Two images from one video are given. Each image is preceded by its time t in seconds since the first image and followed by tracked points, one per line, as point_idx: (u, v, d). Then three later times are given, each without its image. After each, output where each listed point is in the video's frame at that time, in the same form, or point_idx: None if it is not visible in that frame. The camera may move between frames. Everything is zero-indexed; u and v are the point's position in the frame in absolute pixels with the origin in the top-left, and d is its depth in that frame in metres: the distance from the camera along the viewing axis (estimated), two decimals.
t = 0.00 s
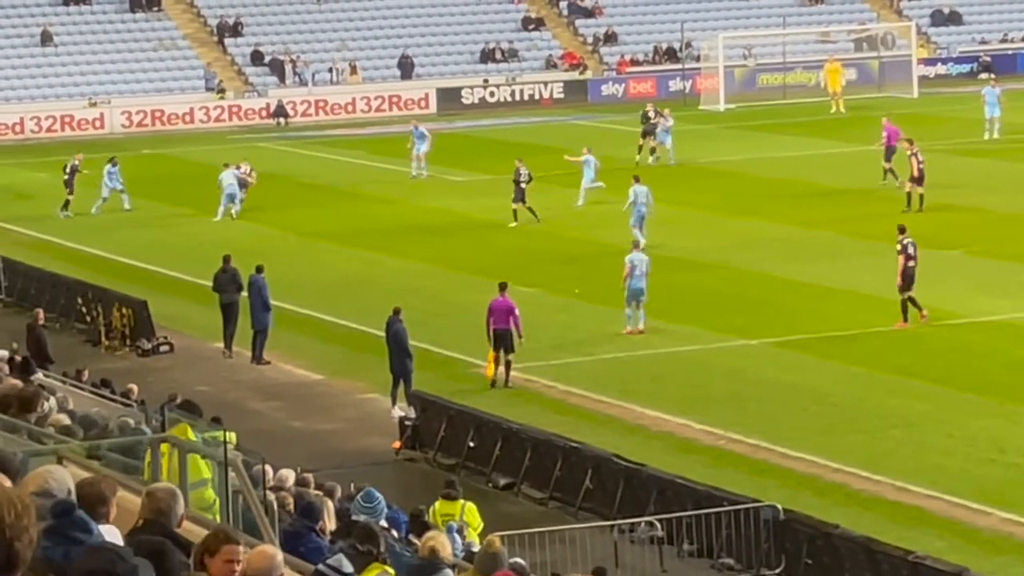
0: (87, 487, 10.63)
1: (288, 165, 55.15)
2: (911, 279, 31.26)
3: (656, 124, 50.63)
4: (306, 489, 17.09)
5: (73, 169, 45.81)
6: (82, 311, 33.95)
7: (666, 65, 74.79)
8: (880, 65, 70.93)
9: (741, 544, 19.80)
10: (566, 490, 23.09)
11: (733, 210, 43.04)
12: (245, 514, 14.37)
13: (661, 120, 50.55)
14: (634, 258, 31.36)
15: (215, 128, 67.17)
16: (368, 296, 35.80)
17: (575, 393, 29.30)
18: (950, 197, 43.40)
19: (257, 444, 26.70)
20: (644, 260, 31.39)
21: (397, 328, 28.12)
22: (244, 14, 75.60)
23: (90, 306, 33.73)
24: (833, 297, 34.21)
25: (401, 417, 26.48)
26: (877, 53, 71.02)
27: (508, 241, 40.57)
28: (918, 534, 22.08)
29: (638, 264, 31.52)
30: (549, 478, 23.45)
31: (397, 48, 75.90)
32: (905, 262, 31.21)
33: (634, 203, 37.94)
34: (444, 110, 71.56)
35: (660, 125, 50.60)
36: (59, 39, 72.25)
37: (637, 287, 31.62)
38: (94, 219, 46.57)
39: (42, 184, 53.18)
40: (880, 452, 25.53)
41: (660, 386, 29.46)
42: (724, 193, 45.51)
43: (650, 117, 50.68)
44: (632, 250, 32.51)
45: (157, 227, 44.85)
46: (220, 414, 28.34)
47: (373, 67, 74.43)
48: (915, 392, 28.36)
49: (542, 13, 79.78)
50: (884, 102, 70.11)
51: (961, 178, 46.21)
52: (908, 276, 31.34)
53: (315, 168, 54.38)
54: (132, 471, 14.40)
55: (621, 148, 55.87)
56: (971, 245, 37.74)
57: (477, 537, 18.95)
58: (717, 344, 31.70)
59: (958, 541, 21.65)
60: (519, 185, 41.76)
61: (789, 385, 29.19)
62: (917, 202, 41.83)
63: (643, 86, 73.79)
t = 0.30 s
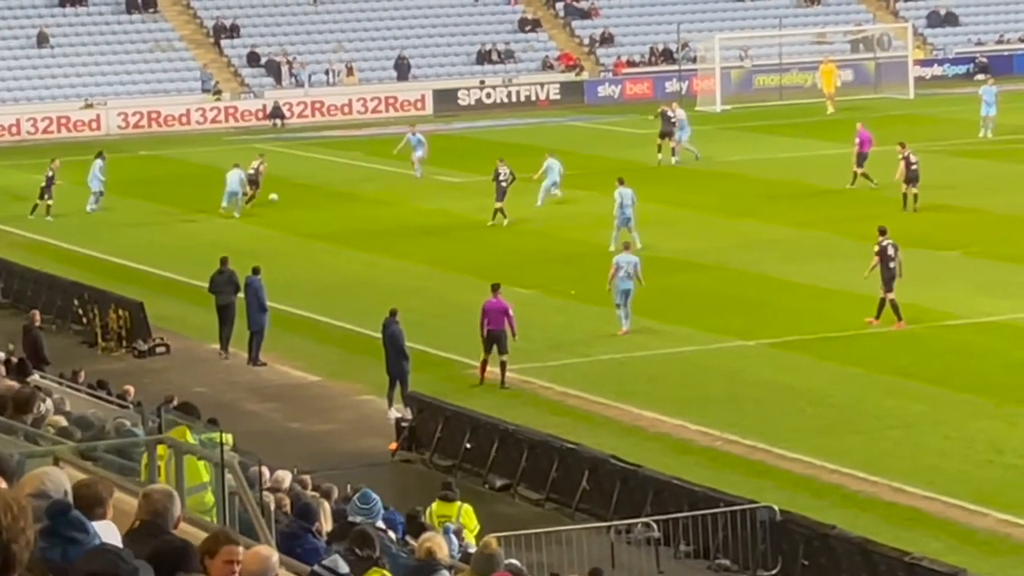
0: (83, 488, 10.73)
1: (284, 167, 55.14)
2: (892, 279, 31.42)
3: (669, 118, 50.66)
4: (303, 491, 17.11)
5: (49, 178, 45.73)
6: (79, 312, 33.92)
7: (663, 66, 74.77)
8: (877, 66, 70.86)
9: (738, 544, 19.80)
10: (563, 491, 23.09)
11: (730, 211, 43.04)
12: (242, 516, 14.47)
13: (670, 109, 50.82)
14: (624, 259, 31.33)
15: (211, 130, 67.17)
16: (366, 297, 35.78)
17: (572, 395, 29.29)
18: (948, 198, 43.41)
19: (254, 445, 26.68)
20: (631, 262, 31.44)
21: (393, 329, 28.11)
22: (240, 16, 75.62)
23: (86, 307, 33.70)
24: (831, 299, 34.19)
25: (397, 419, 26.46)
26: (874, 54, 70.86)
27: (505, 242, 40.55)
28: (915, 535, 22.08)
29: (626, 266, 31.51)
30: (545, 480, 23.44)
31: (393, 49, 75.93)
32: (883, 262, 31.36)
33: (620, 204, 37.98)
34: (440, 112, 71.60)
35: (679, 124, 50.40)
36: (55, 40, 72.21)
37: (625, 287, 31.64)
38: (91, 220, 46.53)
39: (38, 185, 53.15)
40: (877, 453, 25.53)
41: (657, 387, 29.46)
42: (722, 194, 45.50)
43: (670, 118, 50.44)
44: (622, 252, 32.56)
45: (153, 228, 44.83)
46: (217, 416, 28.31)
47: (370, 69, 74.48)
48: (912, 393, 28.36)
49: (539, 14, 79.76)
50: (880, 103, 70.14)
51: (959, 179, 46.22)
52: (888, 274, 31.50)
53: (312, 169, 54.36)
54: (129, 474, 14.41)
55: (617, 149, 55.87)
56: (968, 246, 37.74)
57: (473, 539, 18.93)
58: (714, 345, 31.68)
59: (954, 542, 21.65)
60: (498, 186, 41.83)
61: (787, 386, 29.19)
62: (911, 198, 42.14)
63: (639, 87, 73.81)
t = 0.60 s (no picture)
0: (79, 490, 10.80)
1: (278, 168, 55.10)
2: (871, 278, 31.54)
3: (671, 116, 51.75)
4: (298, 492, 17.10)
5: (37, 176, 45.76)
6: (74, 313, 33.90)
7: (658, 67, 74.74)
8: (871, 67, 70.85)
9: (733, 545, 19.82)
10: (558, 492, 23.09)
11: (724, 211, 43.05)
12: (237, 517, 14.35)
13: (671, 109, 52.06)
14: (615, 259, 31.43)
15: (206, 131, 67.08)
16: (361, 298, 35.78)
17: (566, 396, 29.30)
18: (943, 199, 43.42)
19: (249, 447, 26.67)
20: (623, 263, 31.45)
21: (388, 331, 28.13)
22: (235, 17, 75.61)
23: (81, 308, 33.68)
24: (826, 300, 34.19)
25: (392, 420, 26.47)
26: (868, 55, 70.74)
27: (499, 243, 40.55)
28: (911, 536, 22.10)
29: (617, 266, 31.52)
30: (540, 480, 23.44)
31: (388, 50, 75.90)
32: (863, 261, 31.47)
33: (610, 204, 38.05)
34: (435, 112, 71.59)
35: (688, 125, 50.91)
36: (49, 41, 72.12)
37: (615, 286, 31.69)
38: (86, 222, 46.49)
39: (32, 187, 53.09)
40: (871, 454, 25.55)
41: (652, 388, 29.47)
42: (717, 195, 45.49)
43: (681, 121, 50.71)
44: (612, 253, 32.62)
45: (147, 229, 44.81)
46: (211, 417, 28.30)
47: (365, 70, 74.48)
48: (906, 394, 28.38)
49: (533, 15, 79.76)
50: (875, 104, 70.16)
51: (952, 180, 46.23)
52: (865, 275, 31.63)
53: (307, 171, 54.31)
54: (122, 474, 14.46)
55: (612, 150, 55.87)
56: (962, 247, 37.76)
57: (468, 542, 18.91)
58: (709, 346, 31.69)
59: (950, 543, 21.67)
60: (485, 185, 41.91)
61: (782, 387, 29.21)
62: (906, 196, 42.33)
63: (634, 88, 73.80)
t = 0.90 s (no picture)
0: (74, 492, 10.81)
1: (272, 170, 55.09)
2: (856, 281, 31.58)
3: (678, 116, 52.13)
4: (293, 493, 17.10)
5: (34, 178, 45.88)
6: (68, 315, 33.88)
7: (651, 68, 74.77)
8: (865, 68, 70.89)
9: (727, 547, 19.82)
10: (553, 493, 23.08)
11: (719, 213, 43.04)
12: (232, 519, 14.41)
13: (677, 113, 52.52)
14: (603, 264, 31.42)
15: (200, 132, 67.03)
16: (356, 300, 35.75)
17: (560, 397, 29.30)
18: (938, 201, 43.40)
19: (243, 448, 26.67)
20: (610, 266, 31.42)
21: (382, 333, 28.13)
22: (229, 19, 75.61)
23: (75, 310, 33.66)
24: (821, 302, 34.17)
25: (386, 421, 26.48)
26: (862, 56, 70.92)
27: (494, 245, 40.54)
28: (906, 537, 22.11)
29: (604, 270, 31.51)
30: (535, 482, 23.44)
31: (382, 52, 75.90)
32: (847, 265, 31.47)
33: (607, 204, 38.07)
34: (429, 114, 71.61)
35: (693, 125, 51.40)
36: (44, 43, 72.12)
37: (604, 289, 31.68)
38: (80, 224, 46.44)
39: (27, 189, 53.08)
40: (866, 455, 25.57)
41: (646, 390, 29.46)
42: (712, 197, 45.46)
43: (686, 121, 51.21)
44: (605, 254, 32.63)
45: (142, 231, 44.80)
46: (206, 419, 28.28)
47: (359, 71, 74.51)
48: (901, 396, 28.39)
49: (528, 17, 79.77)
50: (869, 105, 70.20)
51: (946, 181, 46.26)
52: (851, 278, 31.63)
53: (302, 172, 54.26)
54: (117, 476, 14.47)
55: (606, 151, 55.87)
56: (956, 249, 37.76)
57: (462, 543, 18.90)
58: (704, 348, 31.69)
59: (944, 544, 21.68)
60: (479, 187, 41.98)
61: (777, 388, 29.21)
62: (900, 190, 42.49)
63: (628, 90, 73.81)
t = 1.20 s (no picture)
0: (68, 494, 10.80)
1: (266, 171, 55.09)
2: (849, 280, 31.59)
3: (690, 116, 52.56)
4: (286, 495, 17.08)
5: (37, 177, 46.09)
6: (62, 317, 33.86)
7: (645, 69, 74.79)
8: (860, 69, 70.78)
9: (722, 547, 19.82)
10: (547, 494, 23.07)
11: (713, 214, 43.05)
12: (225, 521, 14.38)
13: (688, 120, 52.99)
14: (597, 262, 31.64)
15: (194, 134, 66.99)
16: (350, 301, 35.73)
17: (555, 398, 29.30)
18: (932, 201, 43.41)
19: (237, 450, 26.66)
20: (602, 266, 31.59)
21: (376, 334, 28.14)
22: (223, 21, 75.56)
23: (69, 312, 33.65)
24: (816, 303, 34.19)
25: (381, 422, 26.48)
26: (857, 57, 70.69)
27: (488, 246, 40.53)
28: (900, 537, 22.12)
29: (596, 270, 31.68)
30: (529, 483, 23.43)
31: (376, 53, 75.87)
32: (840, 264, 31.51)
33: (603, 205, 38.08)
34: (423, 115, 71.61)
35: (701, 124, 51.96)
36: (37, 44, 72.12)
37: (603, 289, 31.73)
38: (74, 225, 46.42)
39: (22, 190, 53.07)
40: (860, 456, 25.57)
41: (640, 391, 29.46)
42: (706, 198, 45.46)
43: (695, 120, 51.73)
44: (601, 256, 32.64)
45: (135, 233, 44.79)
46: (200, 421, 28.27)
47: (353, 73, 74.48)
48: (896, 397, 28.39)
49: (522, 17, 79.77)
50: (863, 106, 70.20)
51: (941, 181, 46.28)
52: (843, 276, 31.66)
53: (297, 174, 54.25)
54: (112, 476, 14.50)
55: (601, 152, 55.88)
56: (951, 250, 37.77)
57: (457, 545, 18.89)
58: (698, 349, 31.70)
59: (939, 545, 21.68)
60: (482, 185, 42.04)
61: (772, 389, 29.23)
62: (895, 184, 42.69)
63: (622, 91, 73.79)
